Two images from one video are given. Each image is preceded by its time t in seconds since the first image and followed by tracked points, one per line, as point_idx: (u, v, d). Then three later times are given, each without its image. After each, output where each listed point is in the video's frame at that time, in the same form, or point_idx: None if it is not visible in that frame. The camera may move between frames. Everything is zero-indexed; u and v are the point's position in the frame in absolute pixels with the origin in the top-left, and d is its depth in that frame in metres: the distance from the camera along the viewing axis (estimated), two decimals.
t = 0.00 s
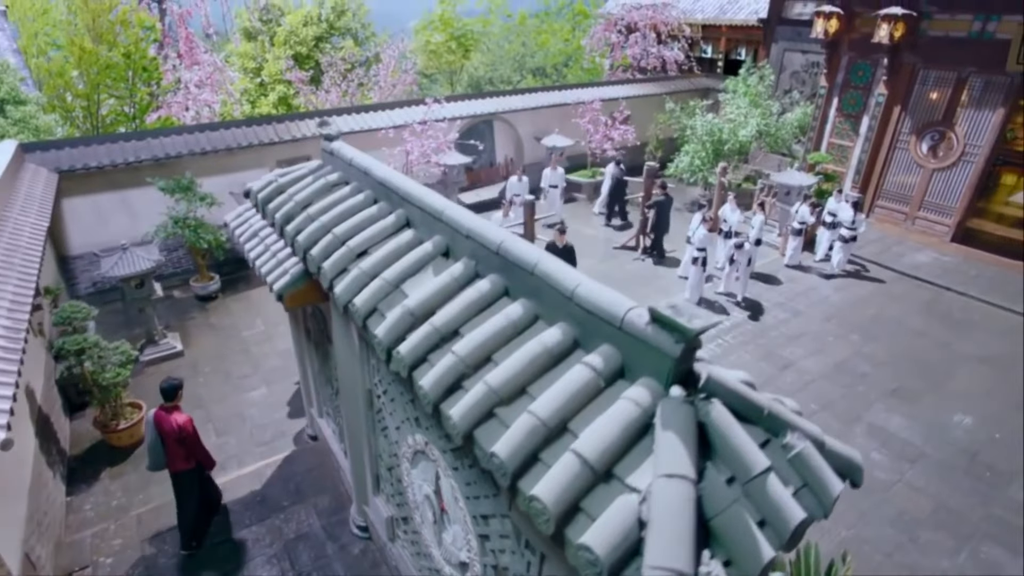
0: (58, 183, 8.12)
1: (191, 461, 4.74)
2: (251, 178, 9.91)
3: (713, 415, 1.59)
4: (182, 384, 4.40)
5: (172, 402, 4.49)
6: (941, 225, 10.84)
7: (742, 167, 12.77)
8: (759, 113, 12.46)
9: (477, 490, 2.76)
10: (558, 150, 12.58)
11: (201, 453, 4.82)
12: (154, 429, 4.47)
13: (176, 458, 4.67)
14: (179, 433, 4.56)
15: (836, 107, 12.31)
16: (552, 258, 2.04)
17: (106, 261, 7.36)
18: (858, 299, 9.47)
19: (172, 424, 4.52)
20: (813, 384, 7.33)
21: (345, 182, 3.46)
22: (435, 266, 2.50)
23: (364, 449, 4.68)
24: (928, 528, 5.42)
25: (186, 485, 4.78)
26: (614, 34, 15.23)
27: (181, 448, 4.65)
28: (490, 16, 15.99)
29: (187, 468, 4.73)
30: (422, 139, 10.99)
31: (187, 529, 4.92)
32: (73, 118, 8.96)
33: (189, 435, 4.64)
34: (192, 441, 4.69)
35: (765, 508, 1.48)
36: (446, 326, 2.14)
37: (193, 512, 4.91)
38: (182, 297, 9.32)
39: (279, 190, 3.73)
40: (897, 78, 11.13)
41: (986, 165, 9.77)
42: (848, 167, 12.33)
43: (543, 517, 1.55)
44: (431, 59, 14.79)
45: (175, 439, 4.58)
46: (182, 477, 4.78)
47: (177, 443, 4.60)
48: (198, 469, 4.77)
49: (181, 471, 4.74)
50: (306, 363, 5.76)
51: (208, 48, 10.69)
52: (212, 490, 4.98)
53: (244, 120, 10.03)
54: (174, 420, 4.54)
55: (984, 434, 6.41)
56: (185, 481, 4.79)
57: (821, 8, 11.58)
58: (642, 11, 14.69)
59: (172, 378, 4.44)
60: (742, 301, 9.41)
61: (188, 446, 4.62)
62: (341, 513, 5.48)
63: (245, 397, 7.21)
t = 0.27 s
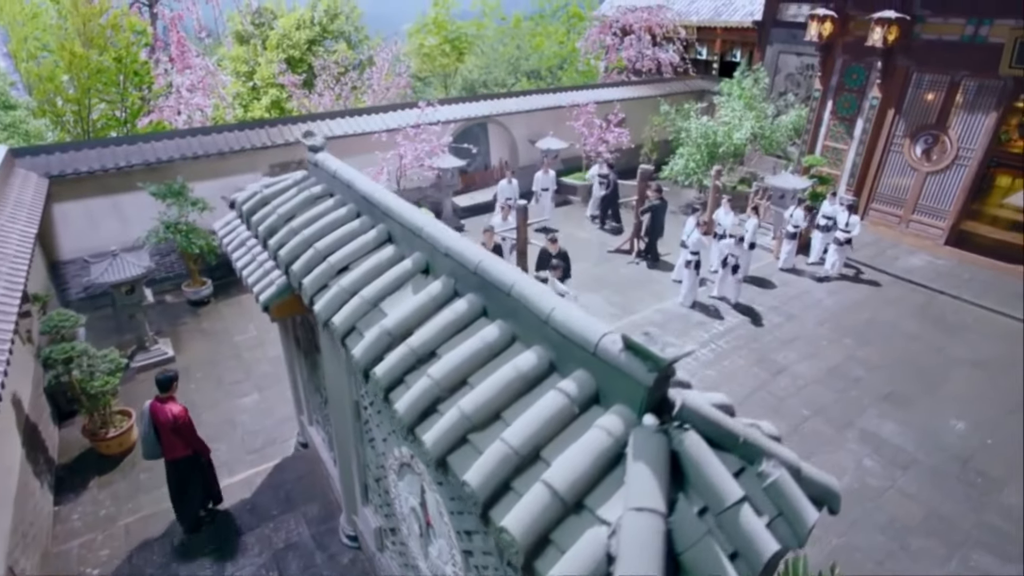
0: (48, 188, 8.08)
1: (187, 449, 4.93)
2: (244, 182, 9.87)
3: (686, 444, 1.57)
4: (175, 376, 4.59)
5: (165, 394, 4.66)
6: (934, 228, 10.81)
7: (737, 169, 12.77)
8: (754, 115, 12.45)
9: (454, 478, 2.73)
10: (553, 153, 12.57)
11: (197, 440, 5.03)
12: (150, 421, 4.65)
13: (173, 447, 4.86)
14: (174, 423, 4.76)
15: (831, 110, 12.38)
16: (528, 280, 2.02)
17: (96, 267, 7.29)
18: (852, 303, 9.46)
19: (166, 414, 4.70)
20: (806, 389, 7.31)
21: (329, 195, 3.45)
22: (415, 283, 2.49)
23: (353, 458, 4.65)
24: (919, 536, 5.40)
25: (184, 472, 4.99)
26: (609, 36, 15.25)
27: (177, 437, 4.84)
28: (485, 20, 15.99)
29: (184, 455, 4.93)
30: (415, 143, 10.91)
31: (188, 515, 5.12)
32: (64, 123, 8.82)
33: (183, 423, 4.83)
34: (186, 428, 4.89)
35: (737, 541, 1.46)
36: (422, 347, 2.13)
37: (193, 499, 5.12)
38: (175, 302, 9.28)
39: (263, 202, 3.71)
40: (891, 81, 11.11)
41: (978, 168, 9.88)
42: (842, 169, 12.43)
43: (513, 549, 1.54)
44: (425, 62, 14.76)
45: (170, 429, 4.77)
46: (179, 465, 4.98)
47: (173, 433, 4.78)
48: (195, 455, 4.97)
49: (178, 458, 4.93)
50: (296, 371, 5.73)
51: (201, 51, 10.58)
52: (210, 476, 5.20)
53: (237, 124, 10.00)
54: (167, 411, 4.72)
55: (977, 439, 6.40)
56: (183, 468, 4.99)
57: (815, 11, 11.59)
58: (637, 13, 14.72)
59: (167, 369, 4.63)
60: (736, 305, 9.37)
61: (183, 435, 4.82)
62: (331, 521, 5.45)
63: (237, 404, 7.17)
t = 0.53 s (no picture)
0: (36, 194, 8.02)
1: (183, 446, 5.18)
2: (235, 186, 9.82)
3: (658, 474, 1.55)
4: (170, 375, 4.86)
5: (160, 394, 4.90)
6: (926, 231, 10.85)
7: (730, 172, 12.80)
8: (747, 118, 12.45)
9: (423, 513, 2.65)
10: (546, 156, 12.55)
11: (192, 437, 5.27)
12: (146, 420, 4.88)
13: (169, 445, 5.10)
14: (170, 421, 5.00)
15: (824, 113, 12.36)
16: (503, 301, 2.00)
17: (83, 274, 7.23)
18: (844, 307, 9.46)
19: (161, 413, 4.94)
20: (798, 395, 7.30)
21: (311, 207, 3.42)
22: (393, 301, 2.46)
23: (339, 469, 4.61)
24: (908, 543, 5.39)
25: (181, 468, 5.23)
26: (602, 40, 15.29)
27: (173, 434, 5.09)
28: (477, 23, 15.98)
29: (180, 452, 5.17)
30: (407, 147, 10.88)
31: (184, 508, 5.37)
32: (52, 127, 8.80)
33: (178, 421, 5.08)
34: (181, 426, 5.14)
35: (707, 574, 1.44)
36: (397, 369, 2.11)
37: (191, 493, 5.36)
38: (165, 308, 9.23)
39: (246, 214, 3.68)
40: (883, 84, 11.12)
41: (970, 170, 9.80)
42: (835, 173, 12.44)
43: None
44: (417, 65, 15.02)
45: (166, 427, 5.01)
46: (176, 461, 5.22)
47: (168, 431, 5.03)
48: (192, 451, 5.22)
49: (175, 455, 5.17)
50: (284, 379, 5.70)
51: (190, 56, 10.58)
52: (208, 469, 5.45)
53: (228, 128, 9.95)
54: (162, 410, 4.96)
55: (968, 444, 6.39)
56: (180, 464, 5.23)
57: (807, 15, 11.60)
58: (630, 16, 14.75)
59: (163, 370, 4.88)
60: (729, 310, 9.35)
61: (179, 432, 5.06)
62: (319, 531, 5.41)
63: (226, 411, 7.13)
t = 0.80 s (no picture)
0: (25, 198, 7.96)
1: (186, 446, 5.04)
2: (227, 190, 9.76)
3: (632, 499, 1.54)
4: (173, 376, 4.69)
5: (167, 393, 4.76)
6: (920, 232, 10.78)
7: (725, 174, 12.71)
8: (741, 120, 12.45)
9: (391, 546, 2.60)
10: (540, 158, 12.53)
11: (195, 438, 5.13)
12: (152, 421, 4.73)
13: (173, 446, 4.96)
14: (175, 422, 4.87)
15: (817, 115, 12.38)
16: (480, 319, 1.99)
17: (72, 280, 7.18)
18: (837, 310, 9.46)
19: (168, 413, 4.80)
20: (791, 399, 7.28)
21: (295, 217, 3.39)
22: (373, 316, 2.45)
23: (328, 478, 4.58)
24: (900, 548, 5.37)
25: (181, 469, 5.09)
26: (596, 41, 15.26)
27: (178, 436, 4.94)
28: (471, 24, 15.83)
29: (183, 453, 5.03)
30: (400, 150, 10.81)
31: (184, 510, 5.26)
32: (41, 132, 8.75)
33: (184, 421, 4.94)
34: (187, 427, 4.99)
35: None
36: (374, 387, 2.09)
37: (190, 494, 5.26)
38: (156, 312, 9.17)
39: (230, 223, 3.65)
40: (876, 86, 11.18)
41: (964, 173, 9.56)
42: (828, 175, 12.42)
43: None
44: (410, 67, 15.03)
45: (172, 428, 4.86)
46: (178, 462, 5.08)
47: (175, 431, 4.88)
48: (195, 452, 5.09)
49: (177, 455, 5.03)
50: (274, 386, 5.67)
51: (181, 59, 10.55)
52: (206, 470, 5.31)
53: (219, 131, 9.91)
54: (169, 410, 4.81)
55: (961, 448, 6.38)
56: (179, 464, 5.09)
57: (800, 17, 11.62)
58: (625, 18, 14.73)
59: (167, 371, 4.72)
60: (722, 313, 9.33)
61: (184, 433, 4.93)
62: (309, 539, 5.36)
63: (217, 417, 7.08)
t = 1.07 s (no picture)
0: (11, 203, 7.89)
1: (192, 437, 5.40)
2: (216, 194, 9.69)
3: (603, 529, 1.51)
4: (182, 374, 4.94)
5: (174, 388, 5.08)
6: (912, 235, 11.01)
7: (717, 175, 12.77)
8: (733, 122, 12.43)
9: (361, 570, 2.54)
10: (532, 160, 12.49)
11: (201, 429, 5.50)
12: (159, 413, 5.07)
13: (178, 437, 5.31)
14: (182, 415, 5.22)
15: (810, 117, 12.28)
16: (453, 340, 1.97)
17: (57, 286, 7.10)
18: (829, 313, 9.46)
19: (174, 407, 5.14)
20: (782, 403, 7.25)
21: (275, 229, 3.35)
22: (348, 333, 2.41)
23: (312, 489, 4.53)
24: (890, 554, 5.35)
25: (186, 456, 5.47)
26: (589, 43, 15.21)
27: (183, 428, 5.28)
28: (462, 28, 16.07)
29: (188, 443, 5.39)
30: (391, 154, 10.74)
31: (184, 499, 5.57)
32: (27, 136, 8.70)
33: (190, 415, 5.28)
34: (193, 419, 5.34)
35: None
36: (346, 408, 2.06)
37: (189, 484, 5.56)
38: (145, 317, 9.08)
39: (210, 233, 3.60)
40: (867, 89, 11.13)
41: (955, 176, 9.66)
42: (821, 177, 12.29)
43: None
44: (402, 71, 14.84)
45: (178, 420, 5.21)
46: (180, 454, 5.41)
47: (181, 424, 5.22)
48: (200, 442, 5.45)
49: (181, 447, 5.38)
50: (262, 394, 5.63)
51: (170, 63, 10.45)
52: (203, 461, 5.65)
53: (208, 135, 9.83)
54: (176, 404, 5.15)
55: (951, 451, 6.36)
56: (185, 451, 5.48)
57: (792, 19, 11.59)
58: (617, 20, 14.70)
59: (174, 368, 5.07)
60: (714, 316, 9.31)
61: (189, 426, 5.27)
62: (295, 549, 5.30)
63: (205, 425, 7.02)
